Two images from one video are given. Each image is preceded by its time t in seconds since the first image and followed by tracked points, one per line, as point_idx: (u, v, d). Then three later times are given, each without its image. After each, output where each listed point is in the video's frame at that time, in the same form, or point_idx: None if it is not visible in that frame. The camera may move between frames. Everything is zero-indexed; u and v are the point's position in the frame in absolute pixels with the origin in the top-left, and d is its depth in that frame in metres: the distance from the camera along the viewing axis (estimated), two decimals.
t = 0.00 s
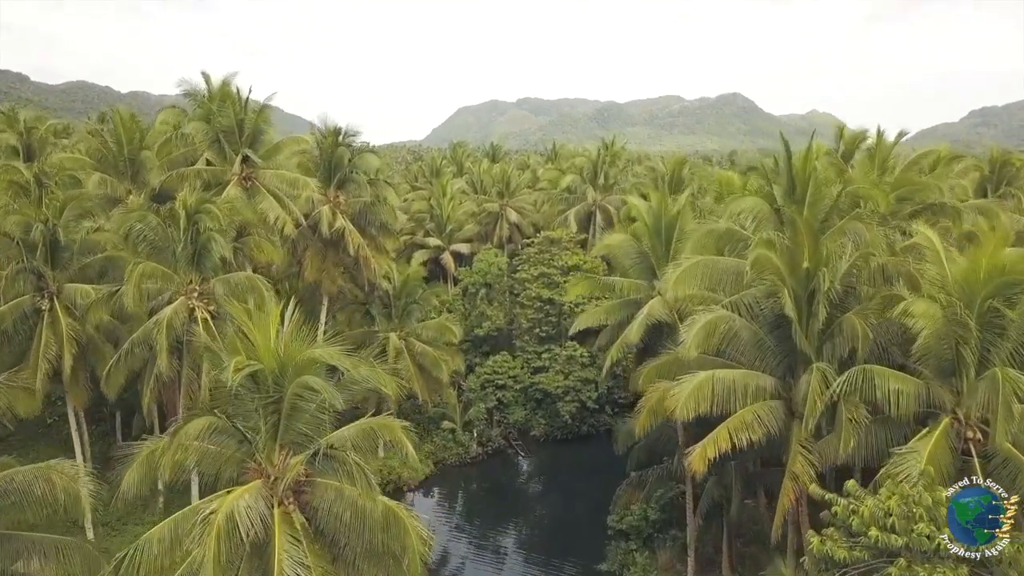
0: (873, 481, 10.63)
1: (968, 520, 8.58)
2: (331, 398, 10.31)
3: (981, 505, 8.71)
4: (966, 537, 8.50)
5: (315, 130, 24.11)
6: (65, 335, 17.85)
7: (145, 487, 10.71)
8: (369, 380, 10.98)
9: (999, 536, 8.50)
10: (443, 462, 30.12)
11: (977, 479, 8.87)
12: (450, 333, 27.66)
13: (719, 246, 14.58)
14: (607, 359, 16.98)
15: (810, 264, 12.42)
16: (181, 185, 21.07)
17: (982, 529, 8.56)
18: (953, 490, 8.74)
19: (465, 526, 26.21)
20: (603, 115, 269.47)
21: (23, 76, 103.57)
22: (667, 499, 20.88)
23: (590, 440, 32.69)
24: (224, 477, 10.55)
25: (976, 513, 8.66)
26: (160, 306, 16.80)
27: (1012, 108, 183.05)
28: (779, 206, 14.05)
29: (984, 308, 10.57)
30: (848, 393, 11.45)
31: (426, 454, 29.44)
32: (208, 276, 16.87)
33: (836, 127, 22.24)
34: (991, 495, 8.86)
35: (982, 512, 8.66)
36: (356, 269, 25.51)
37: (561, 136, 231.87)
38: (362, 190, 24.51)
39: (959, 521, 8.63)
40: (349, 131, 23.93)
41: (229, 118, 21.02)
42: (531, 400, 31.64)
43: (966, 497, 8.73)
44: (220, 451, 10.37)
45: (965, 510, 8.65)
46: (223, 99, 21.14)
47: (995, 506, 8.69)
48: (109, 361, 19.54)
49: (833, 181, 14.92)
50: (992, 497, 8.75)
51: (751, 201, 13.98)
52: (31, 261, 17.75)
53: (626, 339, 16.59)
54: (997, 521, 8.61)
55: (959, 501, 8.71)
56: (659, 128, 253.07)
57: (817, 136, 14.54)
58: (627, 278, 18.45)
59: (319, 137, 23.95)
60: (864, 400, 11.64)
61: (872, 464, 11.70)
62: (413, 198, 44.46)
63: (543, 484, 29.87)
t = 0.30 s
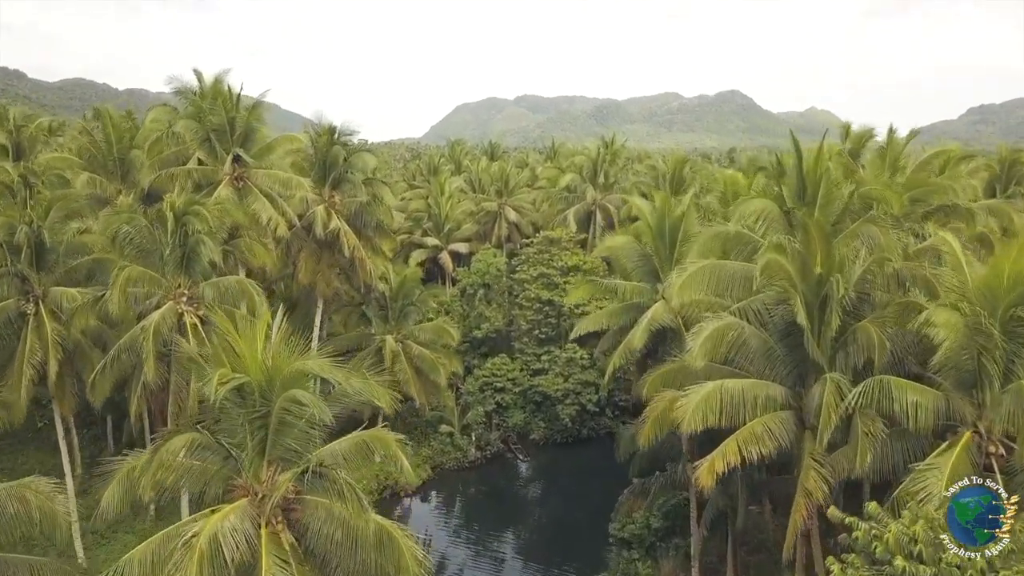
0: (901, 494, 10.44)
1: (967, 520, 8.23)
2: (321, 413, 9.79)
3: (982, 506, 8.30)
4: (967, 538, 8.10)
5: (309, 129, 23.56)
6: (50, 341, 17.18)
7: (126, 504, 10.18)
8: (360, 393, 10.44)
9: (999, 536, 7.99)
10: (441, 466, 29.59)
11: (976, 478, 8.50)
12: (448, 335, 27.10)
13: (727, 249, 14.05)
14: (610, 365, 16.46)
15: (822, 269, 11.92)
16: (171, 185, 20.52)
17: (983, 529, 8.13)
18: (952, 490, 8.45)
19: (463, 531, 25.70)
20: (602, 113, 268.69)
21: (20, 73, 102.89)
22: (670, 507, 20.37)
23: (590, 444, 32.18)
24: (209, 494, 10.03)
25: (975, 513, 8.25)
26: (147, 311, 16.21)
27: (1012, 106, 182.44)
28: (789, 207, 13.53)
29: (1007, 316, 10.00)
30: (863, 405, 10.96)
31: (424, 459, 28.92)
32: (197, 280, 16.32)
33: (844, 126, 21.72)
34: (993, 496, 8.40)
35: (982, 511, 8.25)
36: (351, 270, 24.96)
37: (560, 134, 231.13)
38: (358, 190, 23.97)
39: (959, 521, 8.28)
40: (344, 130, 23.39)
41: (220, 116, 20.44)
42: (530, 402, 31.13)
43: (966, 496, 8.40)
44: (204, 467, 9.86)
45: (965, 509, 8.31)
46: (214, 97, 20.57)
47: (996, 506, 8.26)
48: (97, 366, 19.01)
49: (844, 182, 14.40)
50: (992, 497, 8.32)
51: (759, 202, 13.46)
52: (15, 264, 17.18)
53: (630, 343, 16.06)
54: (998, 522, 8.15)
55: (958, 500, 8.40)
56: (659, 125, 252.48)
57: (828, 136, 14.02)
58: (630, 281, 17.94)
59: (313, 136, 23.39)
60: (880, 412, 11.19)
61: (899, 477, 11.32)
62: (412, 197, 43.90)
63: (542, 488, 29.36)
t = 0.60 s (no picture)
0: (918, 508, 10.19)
1: (967, 521, 8.27)
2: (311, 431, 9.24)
3: (982, 506, 8.33)
4: (967, 538, 8.18)
5: (304, 129, 22.98)
6: (35, 348, 16.66)
7: (104, 526, 9.63)
8: (353, 408, 9.89)
9: (1000, 537, 8.03)
10: (440, 473, 29.00)
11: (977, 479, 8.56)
12: (447, 339, 26.56)
13: (735, 254, 13.50)
14: (613, 373, 15.91)
15: (837, 277, 11.38)
16: (162, 187, 19.97)
17: (982, 529, 8.16)
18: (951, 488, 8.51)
19: (463, 539, 25.15)
20: (602, 113, 268.23)
21: (17, 72, 102.21)
22: (675, 516, 19.81)
23: (591, 449, 31.65)
24: (193, 516, 9.51)
25: (975, 513, 8.28)
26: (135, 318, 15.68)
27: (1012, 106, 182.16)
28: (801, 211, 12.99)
29: None
30: (882, 420, 10.44)
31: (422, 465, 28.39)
32: (187, 286, 15.77)
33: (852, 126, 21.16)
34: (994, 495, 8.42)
35: (982, 512, 8.28)
36: (348, 273, 24.42)
37: (560, 133, 230.50)
38: (354, 192, 23.40)
39: (958, 521, 8.33)
40: (340, 130, 22.82)
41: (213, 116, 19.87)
42: (530, 407, 30.60)
43: (965, 497, 8.45)
44: (187, 487, 9.33)
45: (964, 510, 8.37)
46: (207, 96, 20.00)
47: (997, 507, 8.27)
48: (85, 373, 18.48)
49: (858, 184, 13.84)
50: (992, 498, 8.35)
51: (770, 206, 12.90)
52: None
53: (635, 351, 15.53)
54: (998, 522, 8.21)
55: (957, 500, 8.47)
56: (659, 125, 251.99)
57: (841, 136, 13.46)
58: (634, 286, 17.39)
59: (309, 136, 22.82)
60: (899, 426, 10.66)
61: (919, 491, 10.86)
62: (410, 198, 43.33)
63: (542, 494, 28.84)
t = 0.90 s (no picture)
0: (940, 528, 10.20)
1: (967, 522, 8.49)
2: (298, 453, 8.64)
3: (982, 506, 8.44)
4: (967, 537, 8.59)
5: (300, 129, 22.44)
6: (20, 356, 16.13)
7: (80, 553, 9.01)
8: (344, 425, 9.34)
9: (999, 536, 8.43)
10: (439, 480, 28.29)
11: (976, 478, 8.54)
12: (446, 344, 26.02)
13: (746, 260, 12.95)
14: (618, 383, 15.44)
15: (855, 286, 10.83)
16: (153, 189, 19.42)
17: (982, 529, 8.48)
18: (952, 490, 8.55)
19: (462, 546, 24.60)
20: (602, 113, 267.85)
21: (16, 71, 101.66)
22: (680, 527, 19.27)
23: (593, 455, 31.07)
24: (175, 539, 9.00)
25: (975, 514, 8.45)
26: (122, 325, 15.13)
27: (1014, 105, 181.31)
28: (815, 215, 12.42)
29: None
30: (904, 437, 9.91)
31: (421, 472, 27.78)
32: (176, 292, 15.25)
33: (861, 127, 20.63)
34: (995, 492, 8.44)
35: (982, 512, 8.41)
36: (345, 277, 23.90)
37: (561, 133, 229.82)
38: (351, 194, 22.85)
39: (959, 521, 8.59)
40: (337, 130, 22.27)
41: (205, 116, 19.31)
42: (531, 412, 30.07)
43: (965, 497, 8.53)
44: (170, 509, 8.82)
45: (964, 510, 8.51)
46: (199, 96, 19.46)
47: (997, 506, 8.35)
48: (72, 381, 17.94)
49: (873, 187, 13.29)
50: (992, 497, 8.39)
51: (784, 210, 12.26)
52: None
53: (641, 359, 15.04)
54: (998, 521, 8.39)
55: (957, 501, 8.57)
56: (659, 125, 251.38)
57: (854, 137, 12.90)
58: (639, 291, 16.84)
59: (305, 137, 22.29)
60: (921, 444, 10.12)
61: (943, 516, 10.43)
62: (410, 199, 42.79)
63: (543, 500, 28.31)
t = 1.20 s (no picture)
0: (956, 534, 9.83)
1: (965, 520, 9.13)
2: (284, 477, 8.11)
3: (981, 506, 9.00)
4: (965, 534, 9.21)
5: (295, 130, 21.90)
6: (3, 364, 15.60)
7: None
8: (333, 444, 8.81)
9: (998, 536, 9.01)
10: (437, 489, 27.51)
11: (977, 479, 8.91)
12: (444, 349, 25.48)
13: (759, 267, 12.38)
14: (623, 393, 14.99)
15: (874, 296, 10.26)
16: (143, 192, 18.89)
17: (983, 527, 9.11)
18: (953, 493, 9.05)
19: (461, 555, 24.04)
20: (603, 113, 267.28)
21: (16, 72, 101.33)
22: (685, 540, 18.70)
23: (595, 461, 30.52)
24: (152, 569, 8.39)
25: (975, 514, 9.11)
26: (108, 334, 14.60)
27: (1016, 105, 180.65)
28: (830, 220, 11.76)
29: None
30: (929, 456, 9.38)
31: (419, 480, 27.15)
32: (164, 299, 14.74)
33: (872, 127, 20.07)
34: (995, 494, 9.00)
35: (981, 512, 9.01)
36: (342, 281, 23.36)
37: (561, 134, 229.21)
38: (348, 196, 22.35)
39: (959, 521, 9.26)
40: (333, 131, 21.72)
41: (196, 117, 18.76)
42: (531, 418, 29.54)
43: (964, 496, 9.00)
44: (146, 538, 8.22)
45: (962, 509, 9.07)
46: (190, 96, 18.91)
47: (997, 506, 8.90)
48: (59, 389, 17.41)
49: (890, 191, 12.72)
50: (992, 497, 8.87)
51: (798, 215, 11.41)
52: None
53: (647, 367, 14.55)
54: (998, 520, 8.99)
55: (955, 500, 9.06)
56: (659, 125, 250.75)
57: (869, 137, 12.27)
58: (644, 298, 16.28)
59: (300, 138, 21.73)
60: (946, 463, 9.59)
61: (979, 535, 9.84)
62: (409, 200, 42.24)
63: (544, 507, 27.75)
